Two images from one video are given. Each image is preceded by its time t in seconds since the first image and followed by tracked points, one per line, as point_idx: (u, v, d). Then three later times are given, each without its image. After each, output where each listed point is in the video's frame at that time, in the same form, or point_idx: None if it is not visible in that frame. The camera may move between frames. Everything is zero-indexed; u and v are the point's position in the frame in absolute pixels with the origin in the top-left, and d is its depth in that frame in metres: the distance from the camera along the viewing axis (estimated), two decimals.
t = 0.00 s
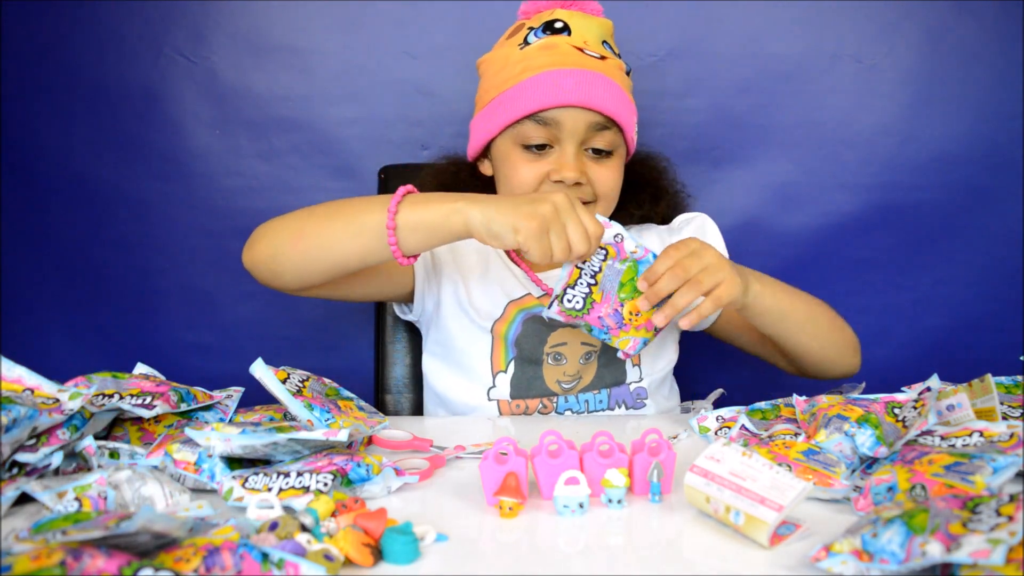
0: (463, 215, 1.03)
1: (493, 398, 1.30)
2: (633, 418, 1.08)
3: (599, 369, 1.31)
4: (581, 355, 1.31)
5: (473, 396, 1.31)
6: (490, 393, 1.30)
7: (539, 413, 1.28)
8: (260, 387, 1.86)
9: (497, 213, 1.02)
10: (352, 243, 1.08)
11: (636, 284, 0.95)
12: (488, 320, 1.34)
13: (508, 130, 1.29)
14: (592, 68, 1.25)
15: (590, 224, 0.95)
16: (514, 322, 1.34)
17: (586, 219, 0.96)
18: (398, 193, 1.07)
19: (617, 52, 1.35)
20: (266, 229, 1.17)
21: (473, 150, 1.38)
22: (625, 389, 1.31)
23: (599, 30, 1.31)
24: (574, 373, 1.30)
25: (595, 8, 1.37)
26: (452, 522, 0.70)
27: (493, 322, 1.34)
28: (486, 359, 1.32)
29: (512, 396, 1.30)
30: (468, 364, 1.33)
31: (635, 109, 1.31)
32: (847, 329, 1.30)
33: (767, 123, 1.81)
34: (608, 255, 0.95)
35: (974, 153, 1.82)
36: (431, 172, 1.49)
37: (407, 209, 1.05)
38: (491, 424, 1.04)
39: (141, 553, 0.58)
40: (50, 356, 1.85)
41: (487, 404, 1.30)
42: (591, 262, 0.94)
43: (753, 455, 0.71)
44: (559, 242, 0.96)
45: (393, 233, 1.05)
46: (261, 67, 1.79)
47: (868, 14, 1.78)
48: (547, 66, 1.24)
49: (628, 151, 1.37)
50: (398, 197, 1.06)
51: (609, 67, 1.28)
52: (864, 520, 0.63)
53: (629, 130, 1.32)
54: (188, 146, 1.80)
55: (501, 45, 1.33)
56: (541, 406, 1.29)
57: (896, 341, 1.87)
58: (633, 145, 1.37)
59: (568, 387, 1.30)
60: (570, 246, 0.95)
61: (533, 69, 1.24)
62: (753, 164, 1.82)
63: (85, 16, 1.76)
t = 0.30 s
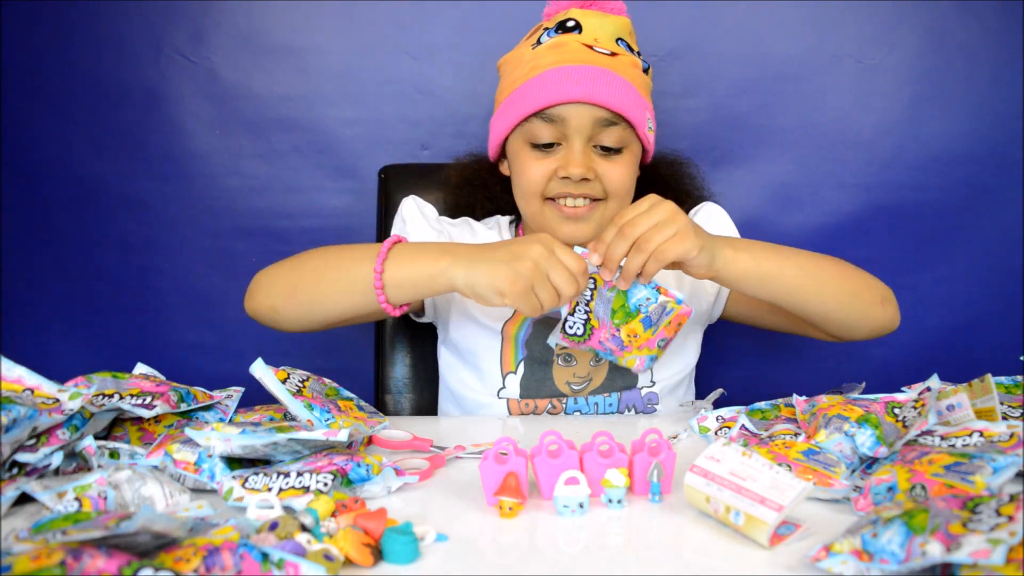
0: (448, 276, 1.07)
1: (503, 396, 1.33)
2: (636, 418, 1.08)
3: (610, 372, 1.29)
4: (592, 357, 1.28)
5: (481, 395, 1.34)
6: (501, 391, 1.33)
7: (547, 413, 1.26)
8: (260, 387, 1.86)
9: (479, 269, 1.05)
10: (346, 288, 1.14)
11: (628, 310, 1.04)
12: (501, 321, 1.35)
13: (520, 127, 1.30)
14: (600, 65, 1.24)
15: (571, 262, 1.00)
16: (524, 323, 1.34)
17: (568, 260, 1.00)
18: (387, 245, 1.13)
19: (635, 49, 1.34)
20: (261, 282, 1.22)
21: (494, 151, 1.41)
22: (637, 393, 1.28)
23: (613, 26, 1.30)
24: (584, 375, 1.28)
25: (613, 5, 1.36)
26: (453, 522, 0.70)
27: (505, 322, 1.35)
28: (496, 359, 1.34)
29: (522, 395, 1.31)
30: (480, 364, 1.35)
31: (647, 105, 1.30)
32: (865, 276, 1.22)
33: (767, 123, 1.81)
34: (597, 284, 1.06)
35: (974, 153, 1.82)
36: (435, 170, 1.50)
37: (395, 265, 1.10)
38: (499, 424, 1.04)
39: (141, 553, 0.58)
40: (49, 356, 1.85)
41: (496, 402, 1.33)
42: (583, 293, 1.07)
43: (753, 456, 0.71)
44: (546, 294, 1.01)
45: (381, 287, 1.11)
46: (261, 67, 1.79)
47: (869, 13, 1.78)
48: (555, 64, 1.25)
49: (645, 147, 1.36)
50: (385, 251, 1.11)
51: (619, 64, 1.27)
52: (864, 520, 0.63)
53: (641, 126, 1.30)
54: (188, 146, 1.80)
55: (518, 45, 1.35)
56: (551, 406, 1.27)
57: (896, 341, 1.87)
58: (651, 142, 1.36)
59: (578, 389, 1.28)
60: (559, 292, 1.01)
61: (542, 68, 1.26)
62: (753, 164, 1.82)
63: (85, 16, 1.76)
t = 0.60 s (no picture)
0: (436, 280, 1.09)
1: (502, 396, 1.33)
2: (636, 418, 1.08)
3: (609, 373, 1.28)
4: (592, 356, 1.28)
5: (480, 394, 1.34)
6: (500, 391, 1.33)
7: (546, 413, 1.26)
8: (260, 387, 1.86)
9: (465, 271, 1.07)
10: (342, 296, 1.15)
11: (628, 318, 1.00)
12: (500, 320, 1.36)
13: (518, 131, 1.31)
14: (595, 64, 1.25)
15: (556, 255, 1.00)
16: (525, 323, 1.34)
17: (550, 255, 1.01)
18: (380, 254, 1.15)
19: (633, 47, 1.33)
20: (257, 292, 1.23)
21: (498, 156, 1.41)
22: (636, 394, 1.29)
23: (610, 25, 1.29)
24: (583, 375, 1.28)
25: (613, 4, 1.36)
26: (453, 522, 0.70)
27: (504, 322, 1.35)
28: (496, 358, 1.35)
29: (520, 395, 1.32)
30: (480, 364, 1.36)
31: (644, 102, 1.30)
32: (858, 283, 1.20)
33: (767, 123, 1.81)
34: (591, 296, 1.01)
35: (974, 152, 1.82)
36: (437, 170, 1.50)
37: (386, 271, 1.11)
38: (501, 424, 1.04)
39: (141, 553, 0.58)
40: (49, 356, 1.84)
41: (495, 402, 1.33)
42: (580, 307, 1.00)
43: (753, 456, 0.71)
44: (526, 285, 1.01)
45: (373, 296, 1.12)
46: (261, 67, 1.79)
47: (869, 13, 1.78)
48: (550, 66, 1.26)
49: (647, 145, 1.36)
50: (376, 260, 1.12)
51: (614, 62, 1.27)
52: (864, 520, 0.63)
53: (640, 124, 1.30)
54: (188, 146, 1.80)
55: (516, 48, 1.36)
56: (549, 407, 1.27)
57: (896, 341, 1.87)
58: (653, 139, 1.35)
59: (577, 389, 1.28)
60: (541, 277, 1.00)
61: (537, 70, 1.27)
62: (753, 164, 1.83)
63: (86, 17, 1.76)
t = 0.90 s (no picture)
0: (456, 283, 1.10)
1: (503, 397, 1.33)
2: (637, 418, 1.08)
3: (613, 376, 1.30)
4: (594, 360, 1.30)
5: (481, 393, 1.34)
6: (501, 392, 1.33)
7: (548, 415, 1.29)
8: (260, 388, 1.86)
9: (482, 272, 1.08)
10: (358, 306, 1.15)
11: (620, 310, 1.00)
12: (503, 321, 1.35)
13: (513, 140, 1.31)
14: (582, 66, 1.25)
15: (565, 253, 0.99)
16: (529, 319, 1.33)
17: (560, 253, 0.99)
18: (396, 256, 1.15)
19: (619, 40, 1.32)
20: (269, 298, 1.23)
21: (496, 165, 1.42)
22: (637, 397, 1.30)
23: (592, 22, 1.29)
24: (586, 378, 1.30)
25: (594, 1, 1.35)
26: (453, 522, 0.70)
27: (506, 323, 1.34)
28: (498, 358, 1.34)
29: (523, 396, 1.32)
30: (481, 364, 1.35)
31: (636, 97, 1.29)
32: (849, 289, 1.20)
33: (767, 123, 1.81)
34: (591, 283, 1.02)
35: (974, 152, 1.82)
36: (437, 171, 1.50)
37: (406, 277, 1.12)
38: (502, 424, 1.04)
39: (141, 553, 0.58)
40: (50, 356, 1.84)
41: (497, 402, 1.33)
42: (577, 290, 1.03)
43: (753, 455, 0.71)
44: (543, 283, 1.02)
45: (393, 303, 1.12)
46: (261, 67, 1.79)
47: (869, 12, 1.78)
48: (537, 72, 1.26)
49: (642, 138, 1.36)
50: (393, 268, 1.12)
51: (601, 60, 1.27)
52: (864, 519, 0.63)
53: (634, 119, 1.30)
54: (188, 146, 1.80)
55: (502, 57, 1.36)
56: (552, 407, 1.30)
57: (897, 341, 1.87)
58: (649, 132, 1.35)
59: (580, 391, 1.30)
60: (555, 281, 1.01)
61: (524, 77, 1.27)
62: (753, 164, 1.83)
63: (86, 16, 1.76)
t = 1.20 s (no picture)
0: (456, 323, 1.05)
1: (503, 395, 1.33)
2: (638, 418, 1.08)
3: (612, 374, 1.30)
4: (594, 358, 1.29)
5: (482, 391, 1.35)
6: (501, 390, 1.33)
7: (548, 412, 1.30)
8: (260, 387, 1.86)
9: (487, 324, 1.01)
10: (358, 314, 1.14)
11: (649, 240, 0.90)
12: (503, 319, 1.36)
13: (514, 141, 1.31)
14: (581, 68, 1.25)
15: (563, 357, 0.95)
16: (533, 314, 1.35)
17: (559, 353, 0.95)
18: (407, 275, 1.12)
19: (619, 40, 1.32)
20: (275, 275, 1.23)
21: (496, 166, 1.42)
22: (637, 396, 1.31)
23: (591, 24, 1.29)
24: (586, 376, 1.29)
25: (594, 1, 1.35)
26: (453, 522, 0.70)
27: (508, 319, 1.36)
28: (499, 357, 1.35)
29: (523, 394, 1.33)
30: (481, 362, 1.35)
31: (637, 98, 1.29)
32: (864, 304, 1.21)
33: (767, 123, 1.81)
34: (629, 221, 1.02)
35: (974, 152, 1.82)
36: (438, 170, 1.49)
37: (412, 299, 1.09)
38: (503, 424, 1.04)
39: (141, 553, 0.58)
40: (50, 356, 1.85)
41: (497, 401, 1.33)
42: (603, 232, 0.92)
43: (753, 456, 0.71)
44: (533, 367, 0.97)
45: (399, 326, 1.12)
46: (261, 67, 1.79)
47: (869, 12, 1.78)
48: (537, 74, 1.26)
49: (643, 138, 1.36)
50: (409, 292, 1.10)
51: (601, 62, 1.27)
52: (864, 519, 0.63)
53: (634, 121, 1.29)
54: (188, 146, 1.80)
55: (502, 57, 1.36)
56: (552, 405, 1.31)
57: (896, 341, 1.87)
58: (649, 132, 1.35)
59: (580, 390, 1.29)
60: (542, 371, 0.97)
61: (524, 80, 1.27)
62: (753, 164, 1.83)
63: (86, 16, 1.76)
